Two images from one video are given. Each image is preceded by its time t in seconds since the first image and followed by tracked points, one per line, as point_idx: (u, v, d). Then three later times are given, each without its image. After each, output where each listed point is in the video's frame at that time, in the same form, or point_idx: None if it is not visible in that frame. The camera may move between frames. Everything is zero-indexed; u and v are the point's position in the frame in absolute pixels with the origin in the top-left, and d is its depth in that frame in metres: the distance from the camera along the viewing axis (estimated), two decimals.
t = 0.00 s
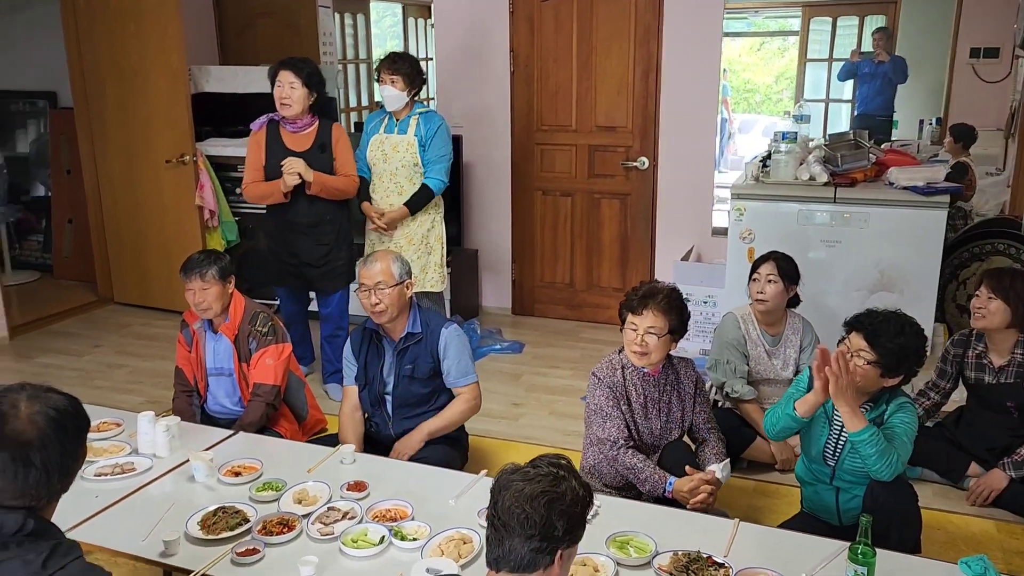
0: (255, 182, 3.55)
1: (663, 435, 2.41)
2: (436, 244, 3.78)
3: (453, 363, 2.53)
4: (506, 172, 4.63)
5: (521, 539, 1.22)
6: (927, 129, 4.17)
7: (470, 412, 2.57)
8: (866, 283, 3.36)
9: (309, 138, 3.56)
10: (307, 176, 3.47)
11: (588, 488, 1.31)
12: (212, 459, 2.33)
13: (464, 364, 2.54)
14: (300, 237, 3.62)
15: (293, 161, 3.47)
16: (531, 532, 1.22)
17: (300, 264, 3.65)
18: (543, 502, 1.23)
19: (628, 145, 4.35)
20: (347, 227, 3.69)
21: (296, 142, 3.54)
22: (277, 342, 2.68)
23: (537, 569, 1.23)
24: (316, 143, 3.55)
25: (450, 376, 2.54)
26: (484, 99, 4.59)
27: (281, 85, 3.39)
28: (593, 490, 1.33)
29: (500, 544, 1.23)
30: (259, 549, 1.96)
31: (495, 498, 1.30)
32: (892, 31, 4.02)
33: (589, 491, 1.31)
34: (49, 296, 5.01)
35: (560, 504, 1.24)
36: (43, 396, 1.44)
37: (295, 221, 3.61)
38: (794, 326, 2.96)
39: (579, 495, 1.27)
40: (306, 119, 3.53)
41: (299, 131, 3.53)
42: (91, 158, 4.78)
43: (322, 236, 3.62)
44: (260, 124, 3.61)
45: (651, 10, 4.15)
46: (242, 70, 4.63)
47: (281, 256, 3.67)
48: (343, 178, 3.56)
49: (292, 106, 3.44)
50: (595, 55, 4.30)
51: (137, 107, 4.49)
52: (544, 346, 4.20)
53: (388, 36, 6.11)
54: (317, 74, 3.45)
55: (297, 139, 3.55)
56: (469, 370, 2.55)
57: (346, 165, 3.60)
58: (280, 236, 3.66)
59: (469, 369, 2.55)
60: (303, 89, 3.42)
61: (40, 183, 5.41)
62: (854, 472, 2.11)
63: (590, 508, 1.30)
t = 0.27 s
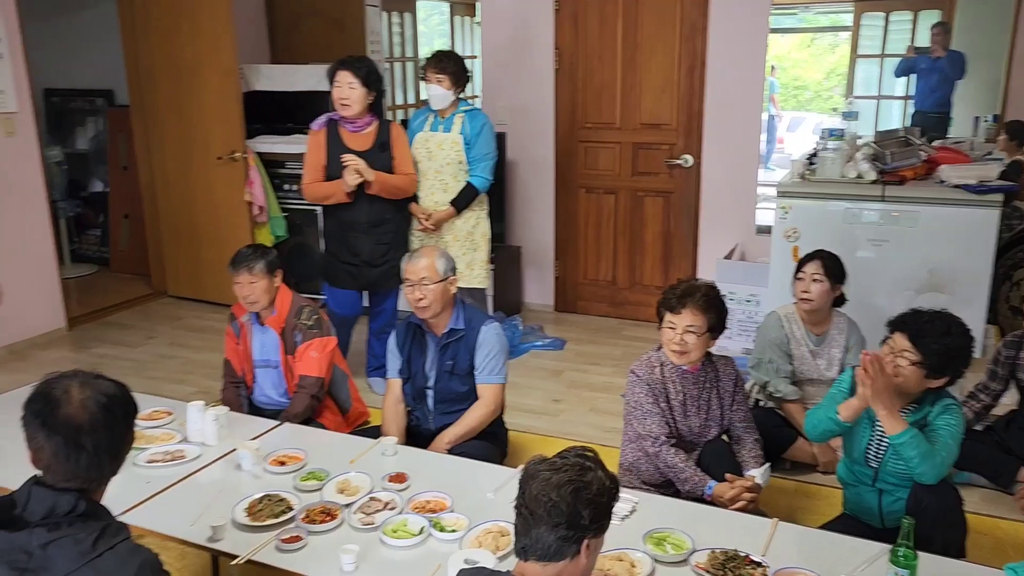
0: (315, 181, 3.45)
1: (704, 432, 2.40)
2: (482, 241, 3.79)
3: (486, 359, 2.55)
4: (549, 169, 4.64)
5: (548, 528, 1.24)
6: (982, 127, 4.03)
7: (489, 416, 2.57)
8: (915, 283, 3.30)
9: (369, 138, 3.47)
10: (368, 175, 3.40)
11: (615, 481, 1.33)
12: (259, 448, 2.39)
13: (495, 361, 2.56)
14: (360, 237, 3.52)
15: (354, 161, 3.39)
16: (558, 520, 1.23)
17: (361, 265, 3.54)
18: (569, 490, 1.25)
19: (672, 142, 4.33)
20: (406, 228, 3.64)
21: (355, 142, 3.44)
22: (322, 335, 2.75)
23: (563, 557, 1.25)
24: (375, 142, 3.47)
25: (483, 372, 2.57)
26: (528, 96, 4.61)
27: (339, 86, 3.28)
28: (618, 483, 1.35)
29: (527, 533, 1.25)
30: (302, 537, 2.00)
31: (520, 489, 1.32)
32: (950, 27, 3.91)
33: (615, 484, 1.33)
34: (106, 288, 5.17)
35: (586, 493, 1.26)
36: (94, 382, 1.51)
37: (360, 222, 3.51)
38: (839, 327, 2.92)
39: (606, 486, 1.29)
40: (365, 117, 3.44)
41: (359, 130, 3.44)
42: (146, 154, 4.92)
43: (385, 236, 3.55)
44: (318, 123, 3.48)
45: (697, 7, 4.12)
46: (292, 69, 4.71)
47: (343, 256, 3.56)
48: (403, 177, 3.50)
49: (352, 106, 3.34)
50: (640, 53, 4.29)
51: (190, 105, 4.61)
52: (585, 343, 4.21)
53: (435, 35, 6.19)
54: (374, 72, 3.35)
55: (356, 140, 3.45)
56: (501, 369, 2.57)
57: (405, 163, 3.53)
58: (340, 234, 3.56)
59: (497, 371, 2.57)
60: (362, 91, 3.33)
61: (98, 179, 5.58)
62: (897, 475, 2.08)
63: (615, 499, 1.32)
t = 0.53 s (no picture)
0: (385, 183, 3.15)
1: (756, 434, 2.37)
2: (540, 240, 3.82)
3: (534, 359, 2.55)
4: (604, 169, 4.64)
5: (598, 527, 1.24)
6: None
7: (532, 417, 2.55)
8: (980, 287, 3.21)
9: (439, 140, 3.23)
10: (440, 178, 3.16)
11: (664, 480, 1.34)
12: (316, 440, 2.45)
13: (543, 362, 2.55)
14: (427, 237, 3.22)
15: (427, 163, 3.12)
16: (607, 518, 1.24)
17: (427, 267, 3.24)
18: (619, 487, 1.26)
19: (728, 142, 4.28)
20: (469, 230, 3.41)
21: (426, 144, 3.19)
22: (378, 331, 2.81)
23: (612, 555, 1.25)
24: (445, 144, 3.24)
25: (528, 371, 2.56)
26: (583, 96, 4.61)
27: (416, 89, 3.03)
28: (667, 482, 1.36)
29: (577, 530, 1.26)
30: (357, 528, 2.05)
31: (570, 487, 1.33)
32: None
33: (664, 484, 1.34)
34: (171, 283, 5.34)
35: (635, 490, 1.27)
36: (160, 372, 1.56)
37: (426, 222, 3.22)
38: (900, 331, 2.86)
39: (653, 484, 1.30)
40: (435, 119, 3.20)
41: (431, 133, 3.19)
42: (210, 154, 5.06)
43: (451, 237, 3.29)
44: (387, 127, 3.20)
45: (756, 5, 4.07)
46: (351, 70, 4.80)
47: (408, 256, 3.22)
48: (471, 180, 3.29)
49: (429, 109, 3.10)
50: (697, 52, 4.26)
51: (253, 106, 4.73)
52: (638, 344, 4.19)
53: (491, 35, 6.25)
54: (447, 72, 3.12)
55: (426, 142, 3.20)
56: (548, 369, 2.57)
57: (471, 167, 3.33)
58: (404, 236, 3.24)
59: (545, 370, 2.56)
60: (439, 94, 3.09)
61: (164, 177, 5.76)
62: (958, 483, 2.04)
63: (665, 497, 1.32)
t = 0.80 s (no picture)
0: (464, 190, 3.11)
1: (816, 438, 2.33)
2: (598, 242, 3.81)
3: (591, 361, 2.55)
4: (662, 170, 4.61)
5: (665, 531, 1.24)
6: None
7: (588, 419, 2.56)
8: None
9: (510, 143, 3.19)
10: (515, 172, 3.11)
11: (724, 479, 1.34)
12: (375, 436, 2.50)
13: (600, 364, 2.56)
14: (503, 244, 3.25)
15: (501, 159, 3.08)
16: (670, 518, 1.25)
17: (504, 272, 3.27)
18: (681, 488, 1.27)
19: (790, 143, 4.21)
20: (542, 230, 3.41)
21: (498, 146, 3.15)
22: (437, 330, 2.85)
23: (676, 555, 1.26)
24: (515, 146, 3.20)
25: (585, 372, 2.57)
26: (642, 97, 4.59)
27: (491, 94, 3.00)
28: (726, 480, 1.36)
29: (639, 531, 1.26)
30: (416, 522, 2.08)
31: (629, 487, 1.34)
32: None
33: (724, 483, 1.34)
34: (235, 280, 5.48)
35: (697, 490, 1.27)
36: (228, 364, 1.61)
37: (503, 228, 3.23)
38: (969, 338, 2.78)
39: (714, 483, 1.30)
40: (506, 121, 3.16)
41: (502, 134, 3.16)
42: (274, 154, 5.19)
43: (526, 241, 3.30)
44: (457, 133, 3.16)
45: (820, 3, 4.00)
46: (412, 71, 4.87)
47: (486, 262, 3.25)
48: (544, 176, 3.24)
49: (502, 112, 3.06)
50: (759, 51, 4.20)
51: (316, 108, 4.83)
52: (694, 346, 4.16)
53: (548, 36, 6.28)
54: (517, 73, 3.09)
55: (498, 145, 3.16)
56: (606, 371, 2.57)
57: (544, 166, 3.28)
58: (480, 243, 3.26)
59: (603, 372, 2.56)
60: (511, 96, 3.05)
61: (230, 176, 5.92)
62: None
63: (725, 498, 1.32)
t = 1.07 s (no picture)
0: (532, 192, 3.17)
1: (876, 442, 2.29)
2: (648, 242, 3.78)
3: (647, 363, 2.55)
4: (718, 170, 4.57)
5: (724, 542, 1.24)
6: None
7: (644, 421, 2.56)
8: None
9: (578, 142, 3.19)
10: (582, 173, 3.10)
11: (780, 484, 1.33)
12: (431, 431, 2.53)
13: (657, 367, 2.55)
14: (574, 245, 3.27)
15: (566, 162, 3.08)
16: (728, 526, 1.24)
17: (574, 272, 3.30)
18: (738, 495, 1.26)
19: (852, 143, 4.14)
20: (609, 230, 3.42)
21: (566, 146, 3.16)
22: (491, 328, 2.86)
23: (734, 562, 1.26)
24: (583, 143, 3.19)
25: (641, 375, 2.56)
26: (699, 96, 4.55)
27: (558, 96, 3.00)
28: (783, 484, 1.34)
29: (696, 539, 1.26)
30: (471, 518, 2.11)
31: (684, 491, 1.33)
32: None
33: (781, 487, 1.33)
34: (292, 276, 5.59)
35: (756, 497, 1.26)
36: (291, 357, 1.65)
37: (572, 228, 3.24)
38: None
39: (772, 489, 1.29)
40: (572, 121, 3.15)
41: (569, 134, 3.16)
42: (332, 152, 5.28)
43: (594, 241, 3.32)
44: (525, 133, 3.22)
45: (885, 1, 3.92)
46: (468, 71, 4.91)
47: (556, 264, 3.28)
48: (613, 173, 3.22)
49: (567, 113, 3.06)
50: (820, 50, 4.13)
51: (374, 108, 4.90)
52: (750, 348, 4.11)
53: (603, 35, 6.27)
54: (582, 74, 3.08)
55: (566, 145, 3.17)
56: (662, 374, 2.56)
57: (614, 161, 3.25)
58: (550, 246, 3.27)
59: (658, 375, 2.55)
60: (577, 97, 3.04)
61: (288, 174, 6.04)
62: None
63: (783, 501, 1.31)
